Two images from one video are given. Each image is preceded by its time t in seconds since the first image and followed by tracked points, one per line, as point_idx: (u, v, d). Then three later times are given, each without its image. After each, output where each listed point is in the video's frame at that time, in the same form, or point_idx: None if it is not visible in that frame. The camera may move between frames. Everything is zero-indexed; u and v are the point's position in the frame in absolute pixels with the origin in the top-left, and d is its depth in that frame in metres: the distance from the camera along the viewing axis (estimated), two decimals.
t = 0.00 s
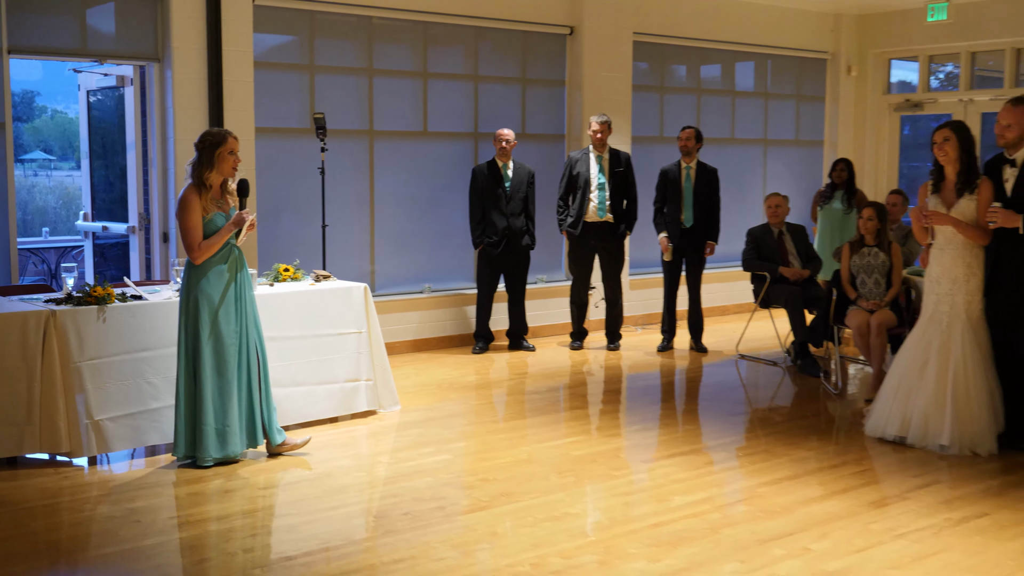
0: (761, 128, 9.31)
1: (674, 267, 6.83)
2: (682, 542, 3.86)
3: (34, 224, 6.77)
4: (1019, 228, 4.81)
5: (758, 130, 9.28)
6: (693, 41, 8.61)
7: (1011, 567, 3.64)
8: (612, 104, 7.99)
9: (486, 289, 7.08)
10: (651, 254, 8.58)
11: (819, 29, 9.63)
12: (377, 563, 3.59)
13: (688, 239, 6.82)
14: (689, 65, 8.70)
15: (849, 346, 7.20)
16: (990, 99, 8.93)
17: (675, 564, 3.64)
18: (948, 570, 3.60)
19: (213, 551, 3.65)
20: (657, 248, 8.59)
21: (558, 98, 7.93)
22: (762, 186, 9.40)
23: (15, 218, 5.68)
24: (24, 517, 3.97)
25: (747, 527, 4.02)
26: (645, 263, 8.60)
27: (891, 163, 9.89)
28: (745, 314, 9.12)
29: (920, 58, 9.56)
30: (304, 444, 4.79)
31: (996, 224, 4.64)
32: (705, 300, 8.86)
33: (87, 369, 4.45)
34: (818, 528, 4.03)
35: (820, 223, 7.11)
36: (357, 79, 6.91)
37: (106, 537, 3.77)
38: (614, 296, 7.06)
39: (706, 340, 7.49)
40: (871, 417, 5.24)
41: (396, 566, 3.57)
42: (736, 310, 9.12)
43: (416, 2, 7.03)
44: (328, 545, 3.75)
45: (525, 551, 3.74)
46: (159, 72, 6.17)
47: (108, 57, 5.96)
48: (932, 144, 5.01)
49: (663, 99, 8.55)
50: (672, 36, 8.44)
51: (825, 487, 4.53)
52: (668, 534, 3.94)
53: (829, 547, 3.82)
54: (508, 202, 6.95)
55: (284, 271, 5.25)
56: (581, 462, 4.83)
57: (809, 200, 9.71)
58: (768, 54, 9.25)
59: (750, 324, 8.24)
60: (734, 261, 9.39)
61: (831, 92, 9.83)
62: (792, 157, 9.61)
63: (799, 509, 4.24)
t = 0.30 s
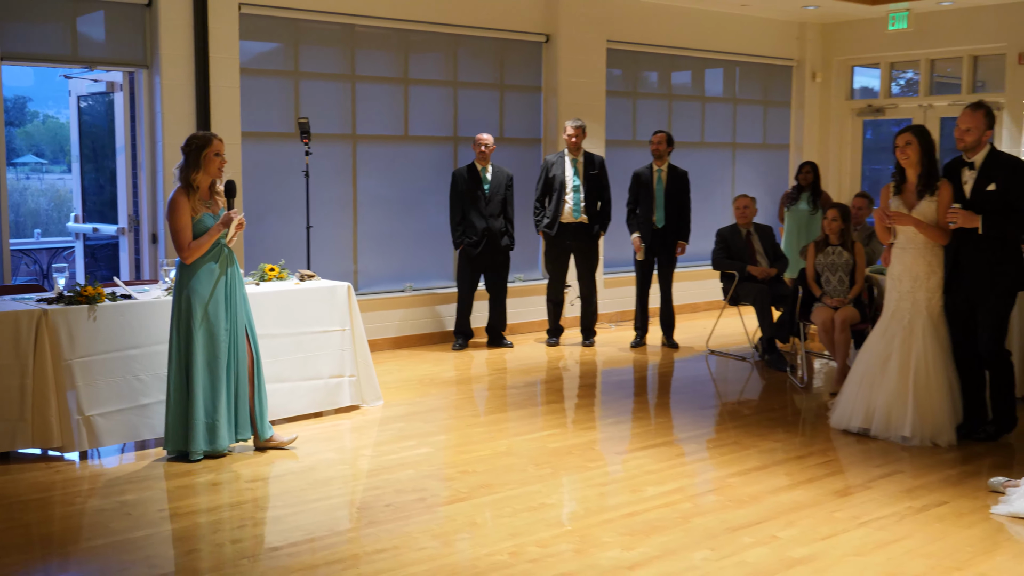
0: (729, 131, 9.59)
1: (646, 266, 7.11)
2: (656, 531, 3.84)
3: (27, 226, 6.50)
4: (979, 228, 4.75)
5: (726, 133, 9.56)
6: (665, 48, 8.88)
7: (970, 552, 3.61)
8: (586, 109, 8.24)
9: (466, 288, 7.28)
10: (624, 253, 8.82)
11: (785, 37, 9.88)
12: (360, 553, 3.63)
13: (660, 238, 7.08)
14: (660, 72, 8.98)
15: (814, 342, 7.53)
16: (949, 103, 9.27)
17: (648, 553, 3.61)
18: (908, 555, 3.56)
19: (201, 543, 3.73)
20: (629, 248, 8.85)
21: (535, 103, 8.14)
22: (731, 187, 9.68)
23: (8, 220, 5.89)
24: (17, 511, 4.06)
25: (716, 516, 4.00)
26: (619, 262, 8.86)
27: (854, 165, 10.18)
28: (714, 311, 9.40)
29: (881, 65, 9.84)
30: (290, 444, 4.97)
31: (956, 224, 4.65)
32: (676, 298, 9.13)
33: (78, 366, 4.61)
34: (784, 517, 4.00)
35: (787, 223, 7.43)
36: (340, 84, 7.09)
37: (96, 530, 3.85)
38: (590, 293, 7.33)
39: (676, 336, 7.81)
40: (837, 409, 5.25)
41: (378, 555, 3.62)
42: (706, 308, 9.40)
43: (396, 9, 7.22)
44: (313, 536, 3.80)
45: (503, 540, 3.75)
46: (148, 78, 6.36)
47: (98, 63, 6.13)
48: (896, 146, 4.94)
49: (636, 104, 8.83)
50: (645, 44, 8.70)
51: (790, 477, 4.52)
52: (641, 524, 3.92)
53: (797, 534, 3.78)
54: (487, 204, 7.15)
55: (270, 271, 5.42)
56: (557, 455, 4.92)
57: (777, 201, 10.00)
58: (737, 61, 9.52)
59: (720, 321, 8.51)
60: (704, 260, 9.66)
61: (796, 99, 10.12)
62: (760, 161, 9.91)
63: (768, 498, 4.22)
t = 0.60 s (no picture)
0: (711, 130, 9.63)
1: (629, 264, 7.13)
2: (638, 529, 3.83)
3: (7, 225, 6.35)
4: (959, 226, 4.77)
5: (708, 132, 9.60)
6: (647, 47, 8.91)
7: (951, 549, 3.62)
8: (569, 108, 8.26)
9: (449, 286, 7.28)
10: (607, 251, 8.85)
11: (765, 37, 9.93)
12: (344, 552, 3.57)
13: (643, 237, 7.11)
14: (642, 71, 9.02)
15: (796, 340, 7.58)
16: (929, 103, 9.35)
17: (631, 550, 3.61)
18: (890, 553, 3.56)
19: (184, 543, 3.67)
20: (612, 246, 8.87)
21: (517, 102, 8.17)
22: (713, 185, 9.72)
23: None
24: None
25: (700, 514, 4.00)
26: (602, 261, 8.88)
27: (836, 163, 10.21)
28: (697, 310, 9.43)
29: (863, 64, 9.90)
30: (277, 445, 4.94)
31: (935, 221, 4.71)
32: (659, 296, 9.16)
33: (59, 367, 4.56)
34: (769, 514, 4.00)
35: (770, 222, 7.48)
36: (323, 83, 7.09)
37: (78, 531, 3.79)
38: (572, 292, 7.37)
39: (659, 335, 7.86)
40: (818, 407, 5.26)
41: (362, 554, 3.57)
42: (688, 306, 9.43)
43: (379, 9, 7.23)
44: (297, 535, 3.75)
45: (487, 538, 3.72)
46: (130, 77, 6.37)
47: (79, 62, 6.13)
48: (875, 145, 4.95)
49: (618, 102, 8.86)
50: (626, 44, 8.73)
51: (773, 475, 4.52)
52: (624, 522, 3.91)
53: (778, 532, 3.78)
54: (470, 203, 7.16)
55: (252, 270, 5.41)
56: (541, 453, 4.89)
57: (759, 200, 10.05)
58: (719, 60, 9.56)
59: (703, 318, 8.56)
60: (686, 259, 9.70)
61: (778, 98, 10.16)
62: (742, 159, 9.95)
63: (751, 496, 4.22)
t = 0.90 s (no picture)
0: (697, 130, 9.65)
1: (615, 263, 7.17)
2: (625, 528, 3.83)
3: None
4: (941, 225, 4.79)
5: (694, 131, 9.62)
6: (633, 47, 8.93)
7: (935, 546, 3.63)
8: (555, 107, 8.27)
9: (435, 286, 7.30)
10: (594, 251, 8.86)
11: (751, 36, 9.95)
12: (330, 552, 3.57)
13: (629, 237, 7.14)
14: (629, 70, 9.03)
15: (782, 339, 7.61)
16: (914, 102, 9.39)
17: (618, 549, 3.61)
18: (876, 551, 3.57)
19: (170, 543, 3.65)
20: (599, 246, 8.89)
21: (503, 102, 8.17)
22: (699, 184, 9.74)
23: None
24: None
25: (686, 513, 4.00)
26: (589, 260, 8.90)
27: (821, 162, 10.24)
28: (684, 309, 9.45)
29: (848, 64, 9.94)
30: (264, 445, 4.92)
31: (919, 221, 4.67)
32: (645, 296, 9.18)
33: (44, 367, 4.50)
34: (756, 512, 4.01)
35: (756, 221, 7.51)
36: (309, 83, 7.08)
37: (63, 532, 3.76)
38: (559, 291, 7.38)
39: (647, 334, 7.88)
40: (804, 406, 5.28)
41: (349, 554, 3.55)
42: (675, 305, 9.45)
43: (365, 8, 7.23)
44: (283, 536, 3.74)
45: (475, 538, 3.71)
46: (114, 76, 6.36)
47: (63, 62, 6.11)
48: (860, 144, 4.98)
49: (604, 102, 8.86)
50: (612, 43, 8.75)
51: (759, 474, 4.53)
52: (611, 521, 3.91)
53: (765, 530, 3.79)
54: (456, 202, 7.18)
55: (238, 270, 5.41)
56: (528, 452, 4.89)
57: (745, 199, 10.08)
58: (705, 59, 9.58)
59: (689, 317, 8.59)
60: (673, 258, 9.72)
61: (764, 97, 10.18)
62: (728, 159, 9.97)
63: (737, 494, 4.23)
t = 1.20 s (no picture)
0: (688, 130, 9.67)
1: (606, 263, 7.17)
2: (616, 528, 3.83)
3: None
4: (929, 224, 4.81)
5: (685, 131, 9.64)
6: (624, 47, 8.94)
7: (925, 545, 3.64)
8: (545, 108, 8.27)
9: (425, 286, 7.30)
10: (585, 251, 8.87)
11: (741, 37, 9.98)
12: (322, 553, 3.56)
13: (619, 237, 7.15)
14: (619, 71, 9.04)
15: (773, 339, 7.63)
16: (903, 102, 9.43)
17: (609, 549, 3.61)
18: (867, 549, 3.58)
19: (161, 544, 3.63)
20: (590, 246, 8.90)
21: (494, 102, 8.17)
22: (689, 184, 9.76)
23: None
24: None
25: (677, 512, 4.00)
26: (580, 260, 8.91)
27: (811, 161, 10.28)
28: (675, 309, 9.47)
29: (837, 64, 9.97)
30: (255, 446, 4.89)
31: (907, 220, 4.69)
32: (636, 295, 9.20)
33: (34, 368, 4.46)
34: (747, 511, 4.02)
35: (747, 220, 7.53)
36: (299, 83, 7.08)
37: (53, 533, 3.74)
38: (549, 292, 7.39)
39: (637, 334, 7.90)
40: (794, 405, 5.29)
41: (340, 555, 3.55)
42: (666, 305, 9.47)
43: (355, 8, 7.22)
44: (274, 536, 3.72)
45: (466, 538, 3.71)
46: (103, 76, 6.36)
47: (53, 62, 6.10)
48: (849, 144, 4.99)
49: (595, 102, 8.87)
50: (603, 43, 8.76)
51: (750, 473, 4.53)
52: (602, 521, 3.91)
53: (756, 530, 3.79)
54: (446, 203, 7.19)
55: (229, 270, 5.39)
56: (519, 452, 4.88)
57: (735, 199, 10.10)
58: (695, 59, 9.60)
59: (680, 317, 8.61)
60: (663, 257, 9.73)
61: (755, 96, 10.20)
62: (718, 159, 9.99)
63: (728, 494, 4.23)
